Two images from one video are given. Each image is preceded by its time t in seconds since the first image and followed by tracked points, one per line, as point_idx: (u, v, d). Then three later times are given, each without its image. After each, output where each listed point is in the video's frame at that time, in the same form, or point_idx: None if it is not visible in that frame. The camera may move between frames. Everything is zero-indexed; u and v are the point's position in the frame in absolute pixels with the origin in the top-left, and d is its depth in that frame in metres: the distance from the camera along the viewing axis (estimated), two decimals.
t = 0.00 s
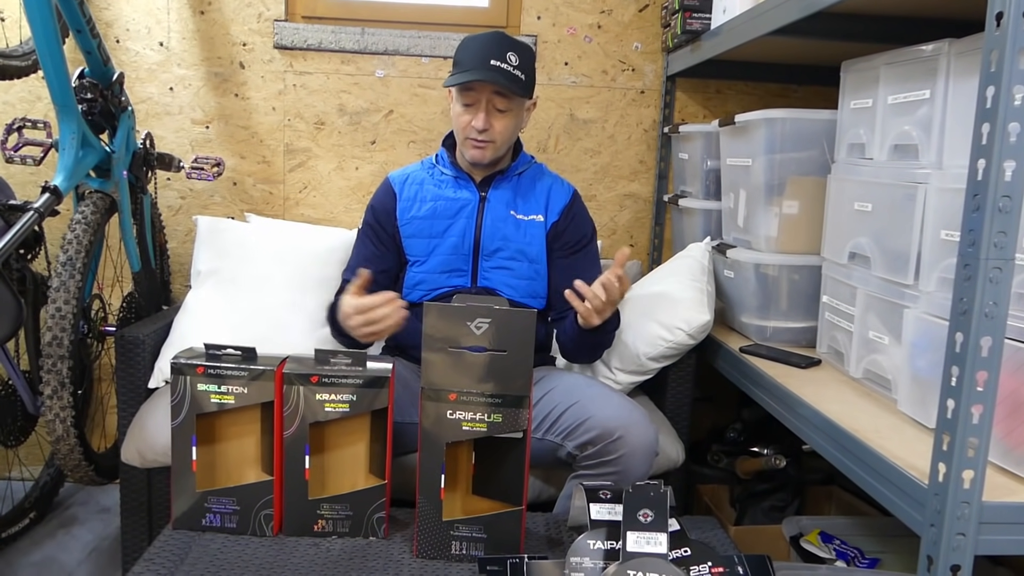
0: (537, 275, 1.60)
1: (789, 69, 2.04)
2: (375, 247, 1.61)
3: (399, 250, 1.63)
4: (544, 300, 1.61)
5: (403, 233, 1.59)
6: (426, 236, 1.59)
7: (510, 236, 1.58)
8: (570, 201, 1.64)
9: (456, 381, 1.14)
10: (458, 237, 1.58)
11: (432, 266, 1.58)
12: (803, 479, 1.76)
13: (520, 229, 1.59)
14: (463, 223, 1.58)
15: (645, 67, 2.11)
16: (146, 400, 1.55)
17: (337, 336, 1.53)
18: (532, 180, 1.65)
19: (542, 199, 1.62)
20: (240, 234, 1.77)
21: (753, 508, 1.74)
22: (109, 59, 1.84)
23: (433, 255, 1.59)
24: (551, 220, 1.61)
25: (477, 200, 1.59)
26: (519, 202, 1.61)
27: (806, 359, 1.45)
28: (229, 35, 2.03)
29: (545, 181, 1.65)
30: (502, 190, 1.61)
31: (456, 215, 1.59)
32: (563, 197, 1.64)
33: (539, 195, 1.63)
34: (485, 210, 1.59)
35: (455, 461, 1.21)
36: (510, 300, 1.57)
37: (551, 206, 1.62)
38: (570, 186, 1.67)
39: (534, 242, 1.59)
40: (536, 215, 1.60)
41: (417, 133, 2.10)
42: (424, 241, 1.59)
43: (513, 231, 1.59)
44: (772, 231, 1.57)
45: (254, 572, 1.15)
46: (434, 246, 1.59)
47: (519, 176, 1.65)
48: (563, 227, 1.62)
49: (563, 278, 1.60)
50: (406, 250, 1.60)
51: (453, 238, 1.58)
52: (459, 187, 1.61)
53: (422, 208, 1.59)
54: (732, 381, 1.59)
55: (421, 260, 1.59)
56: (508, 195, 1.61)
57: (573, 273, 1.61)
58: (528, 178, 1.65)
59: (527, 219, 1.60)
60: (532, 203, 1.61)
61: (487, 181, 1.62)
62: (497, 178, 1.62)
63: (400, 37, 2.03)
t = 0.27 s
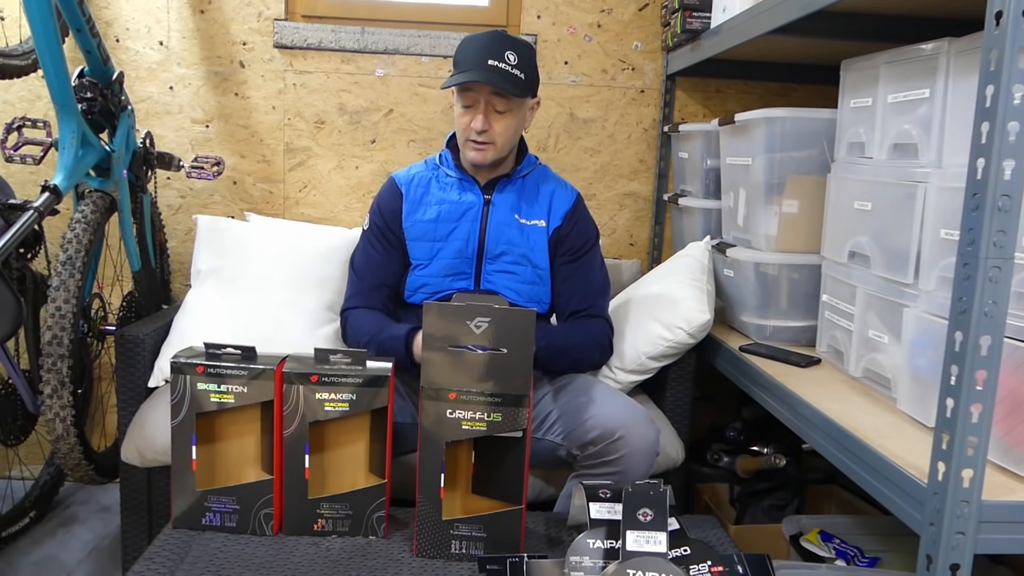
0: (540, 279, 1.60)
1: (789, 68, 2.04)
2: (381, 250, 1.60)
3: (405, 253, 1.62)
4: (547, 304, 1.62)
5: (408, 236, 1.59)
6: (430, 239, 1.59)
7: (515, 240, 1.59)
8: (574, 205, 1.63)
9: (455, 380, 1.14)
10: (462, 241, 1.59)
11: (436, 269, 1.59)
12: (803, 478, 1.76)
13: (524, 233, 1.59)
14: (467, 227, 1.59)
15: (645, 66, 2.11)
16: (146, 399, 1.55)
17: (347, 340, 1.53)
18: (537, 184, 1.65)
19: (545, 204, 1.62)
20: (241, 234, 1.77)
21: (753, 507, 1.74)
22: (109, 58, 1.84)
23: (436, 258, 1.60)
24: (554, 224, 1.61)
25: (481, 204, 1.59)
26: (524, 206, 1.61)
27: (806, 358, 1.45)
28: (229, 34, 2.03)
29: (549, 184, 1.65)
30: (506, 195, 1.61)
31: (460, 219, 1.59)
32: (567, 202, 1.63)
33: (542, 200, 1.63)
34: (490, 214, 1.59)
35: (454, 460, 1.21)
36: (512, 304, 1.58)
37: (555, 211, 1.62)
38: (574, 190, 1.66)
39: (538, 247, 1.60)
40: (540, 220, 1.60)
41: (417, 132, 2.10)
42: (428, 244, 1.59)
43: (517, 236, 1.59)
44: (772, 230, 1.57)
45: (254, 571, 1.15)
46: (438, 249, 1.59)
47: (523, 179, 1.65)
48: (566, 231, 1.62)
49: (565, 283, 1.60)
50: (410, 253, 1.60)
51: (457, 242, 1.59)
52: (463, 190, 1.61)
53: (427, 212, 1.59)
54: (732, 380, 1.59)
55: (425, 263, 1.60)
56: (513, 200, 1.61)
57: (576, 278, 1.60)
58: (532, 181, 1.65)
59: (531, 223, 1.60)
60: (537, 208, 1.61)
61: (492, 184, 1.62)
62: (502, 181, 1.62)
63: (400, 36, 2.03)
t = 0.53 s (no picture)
0: (538, 281, 1.60)
1: (789, 68, 2.04)
2: (380, 251, 1.60)
3: (404, 254, 1.62)
4: (547, 306, 1.62)
5: (406, 236, 1.59)
6: (429, 240, 1.59)
7: (514, 242, 1.59)
8: (575, 207, 1.62)
9: (455, 380, 1.13)
10: (461, 241, 1.59)
11: (434, 269, 1.59)
12: (802, 478, 1.76)
13: (523, 235, 1.59)
14: (467, 227, 1.59)
15: (645, 66, 2.10)
16: (146, 398, 1.55)
17: (343, 339, 1.53)
18: (538, 185, 1.64)
19: (546, 206, 1.62)
20: (241, 233, 1.77)
21: (753, 507, 1.73)
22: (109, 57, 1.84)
23: (435, 259, 1.60)
24: (554, 226, 1.61)
25: (481, 205, 1.59)
26: (524, 207, 1.61)
27: (805, 358, 1.45)
28: (229, 32, 2.02)
29: (550, 185, 1.64)
30: (507, 196, 1.61)
31: (460, 219, 1.59)
32: (568, 203, 1.62)
33: (543, 201, 1.62)
34: (490, 215, 1.59)
35: (454, 460, 1.21)
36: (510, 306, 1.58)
37: (555, 213, 1.61)
38: (576, 190, 1.65)
39: (537, 249, 1.59)
40: (540, 222, 1.60)
41: (417, 131, 2.10)
42: (427, 244, 1.59)
43: (517, 238, 1.59)
44: (772, 230, 1.57)
45: (254, 570, 1.15)
46: (437, 249, 1.59)
47: (524, 180, 1.64)
48: (566, 234, 1.61)
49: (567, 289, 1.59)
50: (409, 254, 1.60)
51: (457, 243, 1.59)
52: (464, 190, 1.61)
53: (426, 212, 1.59)
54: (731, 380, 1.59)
55: (423, 263, 1.60)
56: (514, 201, 1.61)
57: (580, 281, 1.59)
58: (534, 182, 1.64)
59: (531, 225, 1.60)
60: (538, 210, 1.61)
61: (492, 185, 1.61)
62: (503, 182, 1.62)
63: (400, 35, 2.03)
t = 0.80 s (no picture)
0: (538, 275, 1.60)
1: (789, 67, 2.04)
2: (377, 250, 1.60)
3: (401, 252, 1.62)
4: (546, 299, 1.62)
5: (404, 234, 1.59)
6: (427, 237, 1.59)
7: (512, 236, 1.59)
8: (571, 199, 1.63)
9: (454, 379, 1.13)
10: (458, 238, 1.58)
11: (433, 267, 1.59)
12: (802, 477, 1.76)
13: (521, 229, 1.59)
14: (464, 224, 1.59)
15: (645, 65, 2.10)
16: (145, 397, 1.55)
17: (342, 340, 1.52)
18: (533, 180, 1.65)
19: (542, 199, 1.62)
20: (240, 232, 1.77)
21: (752, 506, 1.73)
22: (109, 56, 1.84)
23: (433, 256, 1.59)
24: (552, 219, 1.61)
25: (478, 201, 1.59)
26: (521, 202, 1.61)
27: (805, 357, 1.45)
28: (229, 31, 2.02)
29: (544, 180, 1.65)
30: (502, 191, 1.61)
31: (457, 217, 1.59)
32: (564, 195, 1.63)
33: (539, 195, 1.63)
34: (487, 211, 1.59)
35: (453, 459, 1.20)
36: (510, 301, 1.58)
37: (552, 205, 1.62)
38: (570, 182, 1.66)
39: (536, 243, 1.59)
40: (537, 215, 1.60)
41: (417, 131, 2.10)
42: (425, 242, 1.59)
43: (515, 233, 1.59)
44: (772, 229, 1.56)
45: (253, 569, 1.15)
46: (435, 247, 1.59)
47: (519, 175, 1.64)
48: (564, 226, 1.62)
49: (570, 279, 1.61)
50: (406, 252, 1.60)
51: (454, 239, 1.58)
52: (460, 187, 1.61)
53: (423, 210, 1.59)
54: (732, 380, 1.59)
55: (421, 261, 1.59)
56: (509, 197, 1.60)
57: (580, 271, 1.61)
58: (529, 177, 1.64)
59: (529, 219, 1.60)
60: (534, 204, 1.61)
61: (488, 181, 1.62)
62: (498, 178, 1.62)
63: (400, 34, 2.03)
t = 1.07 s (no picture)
0: (539, 262, 1.59)
1: (789, 65, 2.04)
2: (377, 247, 1.61)
3: (400, 248, 1.63)
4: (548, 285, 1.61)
5: (404, 230, 1.59)
6: (427, 232, 1.58)
7: (511, 226, 1.59)
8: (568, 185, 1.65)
9: (454, 378, 1.13)
10: (458, 232, 1.58)
11: (434, 260, 1.58)
12: (802, 476, 1.76)
13: (520, 219, 1.59)
14: (463, 218, 1.58)
15: (645, 63, 2.10)
16: (145, 397, 1.55)
17: (343, 338, 1.52)
18: (530, 171, 1.65)
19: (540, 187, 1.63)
20: (239, 231, 1.77)
21: (752, 506, 1.73)
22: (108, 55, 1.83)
23: (433, 251, 1.59)
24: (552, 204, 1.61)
25: (476, 194, 1.59)
26: (518, 192, 1.61)
27: (805, 356, 1.45)
28: (229, 30, 2.02)
29: (541, 171, 1.65)
30: (501, 183, 1.61)
31: (456, 211, 1.59)
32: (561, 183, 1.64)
33: (537, 184, 1.63)
34: (485, 203, 1.58)
35: (454, 458, 1.20)
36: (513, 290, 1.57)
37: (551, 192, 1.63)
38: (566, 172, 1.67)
39: (535, 230, 1.59)
40: (535, 203, 1.60)
41: (417, 130, 2.10)
42: (425, 237, 1.58)
43: (514, 222, 1.59)
44: (772, 228, 1.56)
45: (254, 568, 1.15)
46: (435, 242, 1.58)
47: (516, 168, 1.64)
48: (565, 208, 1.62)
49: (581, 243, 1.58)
50: (406, 247, 1.60)
51: (454, 233, 1.58)
52: (458, 181, 1.61)
53: (422, 205, 1.59)
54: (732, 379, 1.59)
55: (422, 256, 1.58)
56: (508, 188, 1.60)
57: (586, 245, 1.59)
58: (525, 169, 1.64)
59: (527, 209, 1.60)
60: (532, 193, 1.61)
61: (486, 174, 1.61)
62: (496, 171, 1.62)
63: (400, 33, 2.03)
